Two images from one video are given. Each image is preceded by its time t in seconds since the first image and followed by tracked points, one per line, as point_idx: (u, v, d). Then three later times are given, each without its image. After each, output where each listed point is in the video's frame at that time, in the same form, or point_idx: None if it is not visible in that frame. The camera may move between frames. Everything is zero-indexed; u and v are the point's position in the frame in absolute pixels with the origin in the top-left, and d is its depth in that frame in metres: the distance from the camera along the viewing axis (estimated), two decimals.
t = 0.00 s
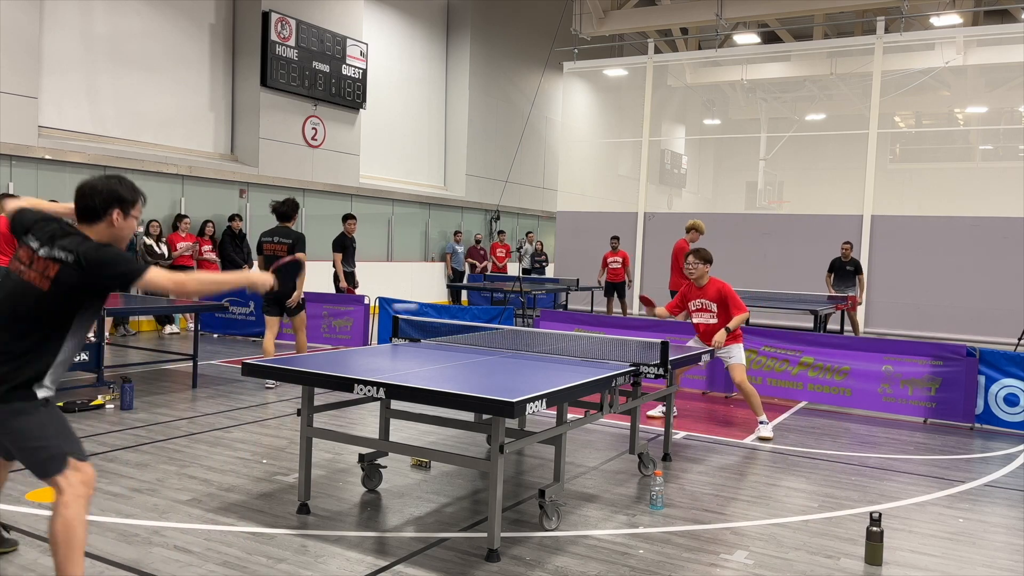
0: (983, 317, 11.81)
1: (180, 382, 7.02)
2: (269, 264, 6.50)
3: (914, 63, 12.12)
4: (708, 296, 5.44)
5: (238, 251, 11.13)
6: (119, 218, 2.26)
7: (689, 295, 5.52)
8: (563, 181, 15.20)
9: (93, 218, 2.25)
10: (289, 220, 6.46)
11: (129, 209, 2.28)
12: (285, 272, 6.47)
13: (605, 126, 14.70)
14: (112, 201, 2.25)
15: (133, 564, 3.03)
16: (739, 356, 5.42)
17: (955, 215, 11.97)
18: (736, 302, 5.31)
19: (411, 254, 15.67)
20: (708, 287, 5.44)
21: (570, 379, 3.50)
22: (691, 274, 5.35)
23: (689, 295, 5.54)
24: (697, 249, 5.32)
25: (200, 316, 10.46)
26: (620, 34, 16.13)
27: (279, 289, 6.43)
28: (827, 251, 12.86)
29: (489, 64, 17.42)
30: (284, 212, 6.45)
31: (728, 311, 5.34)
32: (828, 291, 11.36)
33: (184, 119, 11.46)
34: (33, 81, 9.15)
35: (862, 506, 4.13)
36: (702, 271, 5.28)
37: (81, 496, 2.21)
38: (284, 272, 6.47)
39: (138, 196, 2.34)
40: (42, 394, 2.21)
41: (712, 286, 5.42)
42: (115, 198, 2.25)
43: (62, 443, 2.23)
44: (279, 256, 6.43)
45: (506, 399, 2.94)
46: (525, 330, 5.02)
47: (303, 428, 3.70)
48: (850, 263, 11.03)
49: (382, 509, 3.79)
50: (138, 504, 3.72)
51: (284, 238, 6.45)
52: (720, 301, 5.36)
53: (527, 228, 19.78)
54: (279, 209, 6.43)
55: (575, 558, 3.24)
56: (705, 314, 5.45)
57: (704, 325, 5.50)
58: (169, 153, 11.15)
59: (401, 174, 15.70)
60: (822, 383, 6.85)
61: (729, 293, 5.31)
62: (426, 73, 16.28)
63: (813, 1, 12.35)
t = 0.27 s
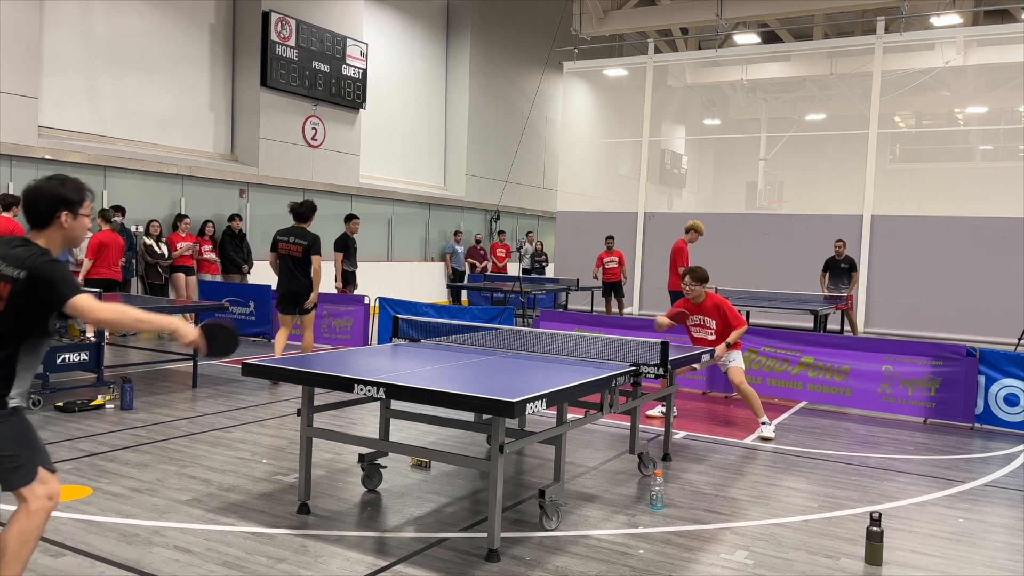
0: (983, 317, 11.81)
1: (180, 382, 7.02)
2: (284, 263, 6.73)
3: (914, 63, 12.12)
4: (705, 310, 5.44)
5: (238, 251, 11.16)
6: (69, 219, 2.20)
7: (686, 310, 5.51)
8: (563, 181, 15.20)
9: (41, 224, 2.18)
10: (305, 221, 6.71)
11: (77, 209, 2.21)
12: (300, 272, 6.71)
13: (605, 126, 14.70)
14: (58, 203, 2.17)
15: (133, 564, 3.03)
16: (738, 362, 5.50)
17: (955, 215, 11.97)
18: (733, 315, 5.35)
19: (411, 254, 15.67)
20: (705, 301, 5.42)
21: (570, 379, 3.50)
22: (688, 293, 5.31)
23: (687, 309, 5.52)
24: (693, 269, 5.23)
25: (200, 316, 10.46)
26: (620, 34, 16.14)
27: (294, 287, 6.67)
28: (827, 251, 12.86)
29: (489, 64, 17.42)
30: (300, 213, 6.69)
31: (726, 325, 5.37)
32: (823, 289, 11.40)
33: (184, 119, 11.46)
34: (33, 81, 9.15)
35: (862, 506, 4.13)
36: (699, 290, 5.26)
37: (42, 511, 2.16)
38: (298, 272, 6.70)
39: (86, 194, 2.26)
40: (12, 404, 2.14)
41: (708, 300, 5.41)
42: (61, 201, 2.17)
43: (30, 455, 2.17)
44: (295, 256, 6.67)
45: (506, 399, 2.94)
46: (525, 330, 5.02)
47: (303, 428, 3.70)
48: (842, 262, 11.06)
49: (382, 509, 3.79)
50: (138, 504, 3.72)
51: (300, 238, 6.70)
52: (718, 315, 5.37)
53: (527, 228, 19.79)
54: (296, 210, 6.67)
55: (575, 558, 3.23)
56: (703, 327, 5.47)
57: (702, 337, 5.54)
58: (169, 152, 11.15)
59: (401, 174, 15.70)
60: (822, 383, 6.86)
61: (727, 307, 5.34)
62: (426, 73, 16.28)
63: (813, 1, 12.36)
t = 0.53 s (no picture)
0: (983, 317, 11.81)
1: (180, 382, 7.02)
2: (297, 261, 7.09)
3: (914, 63, 12.12)
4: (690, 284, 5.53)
5: (238, 251, 11.18)
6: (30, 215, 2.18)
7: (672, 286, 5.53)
8: (563, 181, 15.19)
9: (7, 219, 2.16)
10: (316, 221, 7.07)
11: (45, 205, 2.19)
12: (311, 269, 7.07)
13: (605, 126, 14.69)
14: (24, 197, 2.16)
15: (133, 564, 3.02)
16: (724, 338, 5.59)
17: (956, 215, 11.97)
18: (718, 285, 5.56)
19: (411, 254, 15.67)
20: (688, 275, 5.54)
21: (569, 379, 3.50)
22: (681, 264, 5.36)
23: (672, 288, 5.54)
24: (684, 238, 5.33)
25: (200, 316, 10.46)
26: (620, 34, 16.14)
27: (307, 285, 7.06)
28: (828, 251, 12.85)
29: (489, 64, 17.42)
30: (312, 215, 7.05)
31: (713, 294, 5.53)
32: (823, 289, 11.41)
33: (184, 119, 11.46)
34: (33, 81, 9.15)
35: (862, 506, 4.13)
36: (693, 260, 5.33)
37: None
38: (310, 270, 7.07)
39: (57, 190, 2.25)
40: None
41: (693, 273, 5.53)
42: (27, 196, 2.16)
43: None
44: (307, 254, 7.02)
45: (506, 399, 2.94)
46: (525, 330, 5.02)
47: (303, 428, 3.70)
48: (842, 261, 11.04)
49: (382, 509, 3.79)
50: (138, 504, 3.72)
51: (312, 238, 7.05)
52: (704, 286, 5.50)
53: (527, 228, 19.79)
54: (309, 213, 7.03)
55: (575, 558, 3.23)
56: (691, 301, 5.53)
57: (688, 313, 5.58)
58: (169, 152, 11.15)
59: (401, 174, 15.70)
60: (822, 383, 6.86)
61: (716, 278, 5.51)
62: (426, 73, 16.29)
63: (813, 1, 12.35)
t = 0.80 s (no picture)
0: (983, 317, 11.81)
1: (180, 382, 7.02)
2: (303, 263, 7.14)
3: (914, 63, 12.12)
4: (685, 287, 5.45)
5: (238, 251, 11.18)
6: None
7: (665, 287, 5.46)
8: (563, 181, 15.19)
9: None
10: (319, 222, 7.06)
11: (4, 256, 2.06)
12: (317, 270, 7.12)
13: (605, 126, 14.69)
14: None
15: (133, 564, 3.03)
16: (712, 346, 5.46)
17: (956, 215, 11.97)
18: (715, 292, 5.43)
19: (411, 254, 15.67)
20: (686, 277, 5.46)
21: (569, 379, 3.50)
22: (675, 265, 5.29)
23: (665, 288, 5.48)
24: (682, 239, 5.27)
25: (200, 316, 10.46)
26: (620, 34, 16.14)
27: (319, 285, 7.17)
28: (828, 251, 12.85)
29: (489, 64, 17.42)
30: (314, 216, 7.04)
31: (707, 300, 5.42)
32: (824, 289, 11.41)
33: (184, 119, 11.46)
34: (33, 81, 9.15)
35: (862, 506, 4.13)
36: (688, 261, 5.24)
37: None
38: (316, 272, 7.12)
39: (26, 238, 2.12)
40: None
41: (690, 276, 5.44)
42: None
43: None
44: (312, 256, 7.02)
45: (506, 399, 2.94)
46: (525, 331, 5.02)
47: (303, 428, 3.70)
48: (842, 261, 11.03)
49: (382, 509, 3.79)
50: (138, 504, 3.72)
51: (316, 239, 7.02)
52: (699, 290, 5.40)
53: (527, 228, 19.79)
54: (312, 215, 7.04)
55: (575, 558, 3.23)
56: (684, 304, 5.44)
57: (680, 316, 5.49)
58: (169, 152, 11.14)
59: (401, 174, 15.70)
60: (822, 383, 6.86)
61: (709, 284, 5.35)
62: (426, 73, 16.29)
63: (813, 1, 12.36)
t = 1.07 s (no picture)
0: (984, 317, 11.81)
1: (180, 382, 7.02)
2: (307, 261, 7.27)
3: (914, 63, 12.12)
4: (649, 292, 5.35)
5: (238, 251, 11.17)
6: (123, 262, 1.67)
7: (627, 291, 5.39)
8: (563, 181, 15.18)
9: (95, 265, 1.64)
10: (321, 222, 7.14)
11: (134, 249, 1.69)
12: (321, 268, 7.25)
13: (605, 126, 14.69)
14: (114, 242, 1.63)
15: (133, 564, 3.02)
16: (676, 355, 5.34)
17: (956, 216, 11.97)
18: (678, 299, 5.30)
19: (411, 254, 15.67)
20: (651, 282, 5.35)
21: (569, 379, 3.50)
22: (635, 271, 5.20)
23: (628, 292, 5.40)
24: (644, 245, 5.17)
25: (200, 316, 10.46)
26: (620, 34, 16.14)
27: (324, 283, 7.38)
28: (828, 250, 12.85)
29: (489, 64, 17.42)
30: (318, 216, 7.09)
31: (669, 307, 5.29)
32: (824, 289, 11.42)
33: (184, 119, 11.47)
34: (33, 81, 9.15)
35: (862, 506, 4.13)
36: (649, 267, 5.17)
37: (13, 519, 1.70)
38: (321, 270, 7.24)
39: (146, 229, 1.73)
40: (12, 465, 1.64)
41: (654, 282, 5.32)
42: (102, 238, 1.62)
43: None
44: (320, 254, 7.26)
45: (506, 399, 2.94)
46: (524, 331, 5.02)
47: (303, 428, 3.70)
48: (843, 260, 11.09)
49: (382, 509, 3.79)
50: (138, 504, 3.72)
51: (320, 239, 7.19)
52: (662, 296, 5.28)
53: (527, 228, 19.79)
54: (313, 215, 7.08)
55: (574, 558, 3.23)
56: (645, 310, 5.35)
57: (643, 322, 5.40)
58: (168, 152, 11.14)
59: (401, 174, 15.70)
60: (822, 383, 6.86)
61: (669, 292, 5.27)
62: (426, 73, 16.29)
63: (813, 1, 12.36)
